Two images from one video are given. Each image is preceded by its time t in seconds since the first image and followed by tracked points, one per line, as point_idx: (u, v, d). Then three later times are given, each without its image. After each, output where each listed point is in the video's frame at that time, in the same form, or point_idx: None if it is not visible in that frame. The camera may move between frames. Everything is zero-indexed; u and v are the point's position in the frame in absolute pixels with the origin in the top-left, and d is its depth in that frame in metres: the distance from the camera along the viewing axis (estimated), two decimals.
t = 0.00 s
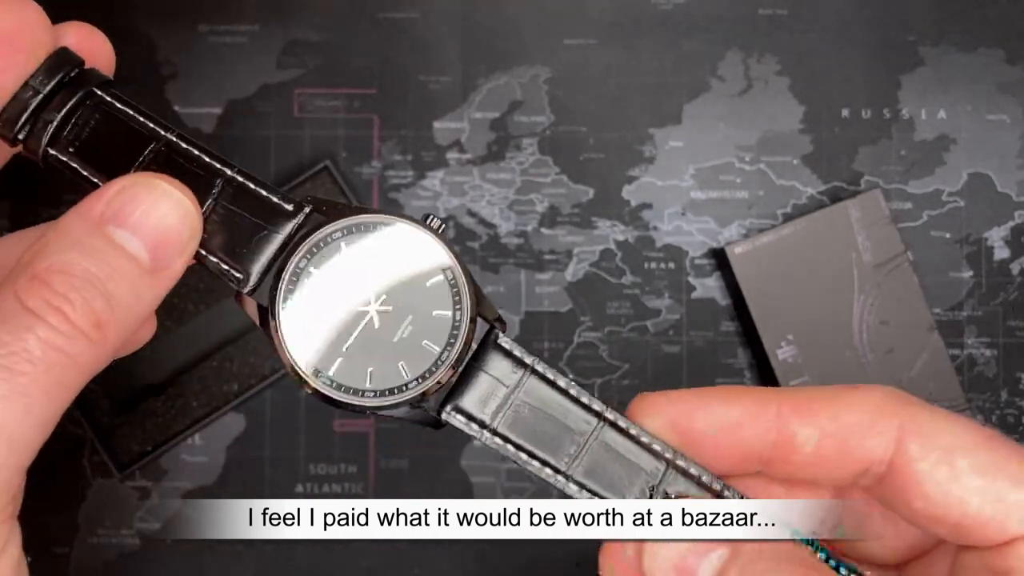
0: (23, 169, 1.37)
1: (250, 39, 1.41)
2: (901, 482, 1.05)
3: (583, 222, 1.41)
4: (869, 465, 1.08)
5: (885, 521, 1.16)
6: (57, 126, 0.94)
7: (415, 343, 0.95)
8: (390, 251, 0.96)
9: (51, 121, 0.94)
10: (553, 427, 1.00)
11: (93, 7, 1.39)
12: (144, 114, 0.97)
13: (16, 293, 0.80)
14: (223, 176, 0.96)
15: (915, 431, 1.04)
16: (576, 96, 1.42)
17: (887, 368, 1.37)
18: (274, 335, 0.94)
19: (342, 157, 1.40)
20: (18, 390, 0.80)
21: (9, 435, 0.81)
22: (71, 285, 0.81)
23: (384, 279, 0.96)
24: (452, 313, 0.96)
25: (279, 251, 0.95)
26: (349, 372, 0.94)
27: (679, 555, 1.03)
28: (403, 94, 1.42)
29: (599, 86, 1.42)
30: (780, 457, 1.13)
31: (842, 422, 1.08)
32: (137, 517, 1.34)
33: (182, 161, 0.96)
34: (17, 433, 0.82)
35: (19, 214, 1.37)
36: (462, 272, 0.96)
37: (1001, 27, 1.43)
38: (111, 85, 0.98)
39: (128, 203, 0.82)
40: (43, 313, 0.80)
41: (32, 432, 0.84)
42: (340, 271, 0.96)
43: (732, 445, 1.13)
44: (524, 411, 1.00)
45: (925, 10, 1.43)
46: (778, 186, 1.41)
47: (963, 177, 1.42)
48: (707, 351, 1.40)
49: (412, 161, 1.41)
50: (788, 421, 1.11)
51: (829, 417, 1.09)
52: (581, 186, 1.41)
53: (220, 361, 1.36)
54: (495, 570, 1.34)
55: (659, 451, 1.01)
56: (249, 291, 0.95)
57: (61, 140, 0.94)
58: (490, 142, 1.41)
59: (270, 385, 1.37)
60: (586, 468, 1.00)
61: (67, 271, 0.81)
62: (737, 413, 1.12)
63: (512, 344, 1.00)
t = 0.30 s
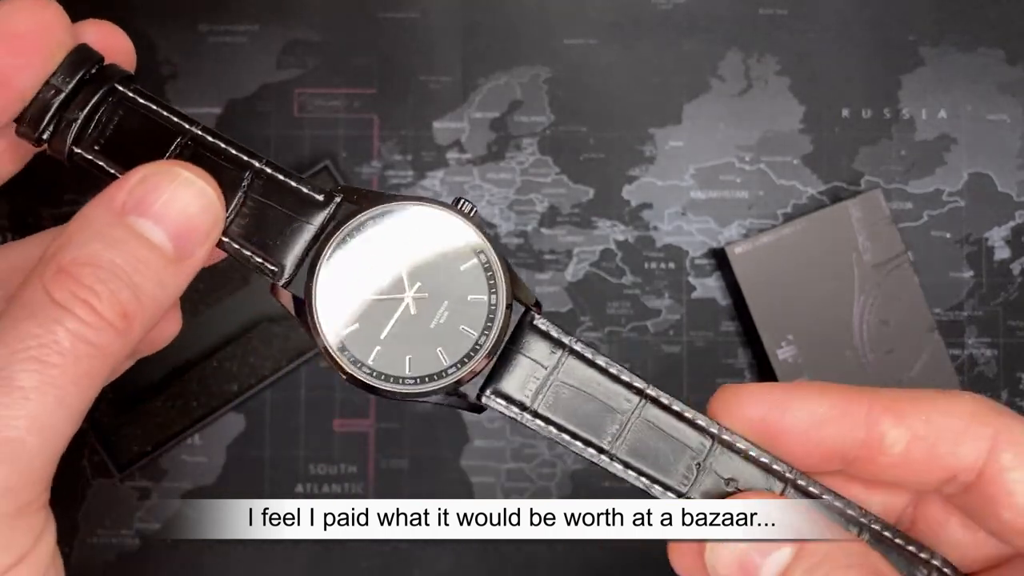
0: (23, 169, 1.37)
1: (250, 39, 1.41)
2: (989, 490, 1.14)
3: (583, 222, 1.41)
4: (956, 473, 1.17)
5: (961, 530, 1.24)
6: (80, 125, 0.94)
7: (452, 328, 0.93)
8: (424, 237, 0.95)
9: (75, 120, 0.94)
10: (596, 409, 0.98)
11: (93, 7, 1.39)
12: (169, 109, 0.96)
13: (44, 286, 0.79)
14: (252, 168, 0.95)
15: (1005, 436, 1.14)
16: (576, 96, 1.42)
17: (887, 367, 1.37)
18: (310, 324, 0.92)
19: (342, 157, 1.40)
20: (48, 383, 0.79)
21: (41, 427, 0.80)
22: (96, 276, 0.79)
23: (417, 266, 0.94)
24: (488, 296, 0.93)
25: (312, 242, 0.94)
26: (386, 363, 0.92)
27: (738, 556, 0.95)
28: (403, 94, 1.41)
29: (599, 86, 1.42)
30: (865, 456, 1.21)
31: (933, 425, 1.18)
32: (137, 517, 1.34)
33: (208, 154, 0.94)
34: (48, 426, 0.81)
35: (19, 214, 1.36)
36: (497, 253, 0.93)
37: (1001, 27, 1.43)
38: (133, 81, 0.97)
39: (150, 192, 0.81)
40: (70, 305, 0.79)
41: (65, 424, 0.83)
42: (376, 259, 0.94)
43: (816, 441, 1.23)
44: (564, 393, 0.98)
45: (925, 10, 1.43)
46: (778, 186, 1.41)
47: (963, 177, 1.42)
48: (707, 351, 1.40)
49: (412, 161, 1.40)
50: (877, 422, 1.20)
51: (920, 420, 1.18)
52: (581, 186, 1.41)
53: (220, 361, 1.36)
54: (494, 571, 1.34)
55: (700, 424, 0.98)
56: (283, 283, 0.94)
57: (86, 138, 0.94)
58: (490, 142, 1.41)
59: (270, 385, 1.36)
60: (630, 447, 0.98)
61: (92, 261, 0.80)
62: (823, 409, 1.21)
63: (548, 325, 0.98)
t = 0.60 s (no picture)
0: (22, 168, 1.36)
1: (249, 39, 1.41)
2: (1007, 485, 1.16)
3: (583, 222, 1.40)
4: (975, 465, 1.18)
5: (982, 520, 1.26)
6: (83, 125, 0.89)
7: (472, 317, 0.93)
8: (439, 225, 0.93)
9: (78, 120, 0.89)
10: (613, 388, 0.96)
11: (93, 7, 1.39)
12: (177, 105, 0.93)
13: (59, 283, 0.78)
14: (263, 163, 0.93)
15: None
16: (576, 96, 1.42)
17: (887, 367, 1.37)
18: (333, 319, 0.92)
19: (342, 157, 1.40)
20: (64, 380, 0.78)
21: (53, 425, 0.79)
22: (111, 272, 0.78)
23: (434, 257, 0.93)
24: (505, 283, 0.93)
25: (328, 236, 0.94)
26: (410, 355, 0.92)
27: (763, 549, 0.95)
28: (403, 94, 1.41)
29: (599, 86, 1.42)
30: (886, 442, 1.23)
31: (957, 416, 1.18)
32: (138, 517, 1.34)
33: (218, 149, 0.92)
34: (61, 424, 0.79)
35: (19, 214, 1.36)
36: (513, 240, 0.94)
37: (1001, 27, 1.42)
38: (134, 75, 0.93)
39: (167, 185, 0.80)
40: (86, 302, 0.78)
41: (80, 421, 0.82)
42: (391, 249, 0.93)
43: (837, 421, 1.24)
44: (583, 374, 0.96)
45: (925, 10, 1.43)
46: (779, 186, 1.41)
47: (963, 177, 1.42)
48: (707, 351, 1.40)
49: (412, 160, 1.40)
50: (900, 407, 1.21)
51: (941, 411, 1.19)
52: (581, 186, 1.41)
53: (220, 361, 1.36)
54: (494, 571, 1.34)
55: (717, 398, 0.96)
56: (301, 278, 0.93)
57: (90, 138, 0.90)
58: (490, 142, 1.41)
59: (270, 385, 1.36)
60: (649, 423, 0.96)
61: (107, 257, 0.79)
62: (849, 390, 1.22)
63: (562, 308, 0.97)
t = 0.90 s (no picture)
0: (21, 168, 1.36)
1: (250, 39, 1.41)
2: (989, 486, 1.13)
3: (583, 222, 1.40)
4: (958, 465, 1.15)
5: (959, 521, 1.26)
6: (61, 84, 0.88)
7: (462, 308, 0.93)
8: (433, 213, 0.93)
9: (54, 78, 0.88)
10: (596, 382, 0.96)
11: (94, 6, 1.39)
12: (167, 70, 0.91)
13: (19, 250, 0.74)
14: (252, 137, 0.92)
15: (1006, 439, 1.12)
16: (576, 95, 1.42)
17: (887, 367, 1.37)
18: (321, 305, 0.91)
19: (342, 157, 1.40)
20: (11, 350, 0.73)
21: None
22: (71, 240, 0.74)
23: (426, 245, 0.92)
24: (497, 275, 0.93)
25: (316, 217, 0.94)
26: (397, 344, 0.92)
27: (748, 552, 0.96)
28: (403, 94, 1.41)
29: (599, 86, 1.42)
30: (871, 444, 1.22)
31: (938, 418, 1.17)
32: (137, 517, 1.34)
33: (204, 119, 0.91)
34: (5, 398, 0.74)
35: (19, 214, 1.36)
36: (506, 232, 0.93)
37: (1001, 27, 1.42)
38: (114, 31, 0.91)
39: (140, 150, 0.77)
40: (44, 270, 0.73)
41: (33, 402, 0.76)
42: (382, 236, 0.92)
43: (825, 427, 1.23)
44: (566, 366, 0.96)
45: (925, 10, 1.43)
46: (778, 185, 1.41)
47: (963, 177, 1.42)
48: (707, 351, 1.40)
49: (412, 161, 1.40)
50: (884, 411, 1.20)
51: (923, 413, 1.18)
52: (581, 186, 1.41)
53: (220, 361, 1.35)
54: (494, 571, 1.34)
55: (699, 397, 0.97)
56: (289, 261, 0.93)
57: (67, 98, 0.89)
58: (490, 143, 1.41)
59: (270, 385, 1.36)
60: (632, 420, 0.97)
61: (70, 224, 0.75)
62: (834, 396, 1.21)
63: (555, 303, 0.96)
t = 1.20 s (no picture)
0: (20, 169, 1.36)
1: (250, 39, 1.41)
2: (935, 498, 1.07)
3: (583, 222, 1.40)
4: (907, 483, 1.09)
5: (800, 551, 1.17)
6: (49, 58, 0.88)
7: (426, 333, 0.95)
8: (409, 233, 0.95)
9: (42, 53, 0.88)
10: (549, 419, 1.01)
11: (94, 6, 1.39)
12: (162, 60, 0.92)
13: None
14: (234, 133, 0.92)
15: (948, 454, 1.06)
16: (577, 95, 1.42)
17: (888, 368, 1.37)
18: (283, 310, 0.93)
19: (342, 157, 1.40)
20: None
21: None
22: (32, 221, 0.74)
23: (398, 264, 0.95)
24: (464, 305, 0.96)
25: (288, 220, 0.94)
26: (357, 362, 0.94)
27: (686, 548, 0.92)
28: (403, 94, 1.41)
29: (599, 86, 1.42)
30: (821, 486, 1.16)
31: (882, 445, 1.10)
32: (137, 517, 1.34)
33: (188, 108, 0.91)
34: None
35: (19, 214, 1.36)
36: (483, 263, 0.96)
37: (1001, 27, 1.42)
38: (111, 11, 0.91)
39: (106, 133, 0.76)
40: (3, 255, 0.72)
41: None
42: (355, 251, 0.94)
43: (772, 480, 1.16)
44: (523, 403, 1.01)
45: (925, 9, 1.43)
46: (779, 185, 1.41)
47: (963, 177, 1.42)
48: (707, 351, 1.40)
49: (412, 161, 1.40)
50: (830, 450, 1.13)
51: (864, 443, 1.12)
52: (581, 186, 1.41)
53: (220, 361, 1.35)
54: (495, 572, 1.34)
55: (650, 441, 1.04)
56: (255, 262, 0.94)
57: (54, 74, 0.89)
58: (490, 142, 1.41)
59: (270, 385, 1.37)
60: (580, 457, 1.02)
61: (33, 206, 0.74)
62: (777, 447, 1.14)
63: (522, 338, 1.01)
